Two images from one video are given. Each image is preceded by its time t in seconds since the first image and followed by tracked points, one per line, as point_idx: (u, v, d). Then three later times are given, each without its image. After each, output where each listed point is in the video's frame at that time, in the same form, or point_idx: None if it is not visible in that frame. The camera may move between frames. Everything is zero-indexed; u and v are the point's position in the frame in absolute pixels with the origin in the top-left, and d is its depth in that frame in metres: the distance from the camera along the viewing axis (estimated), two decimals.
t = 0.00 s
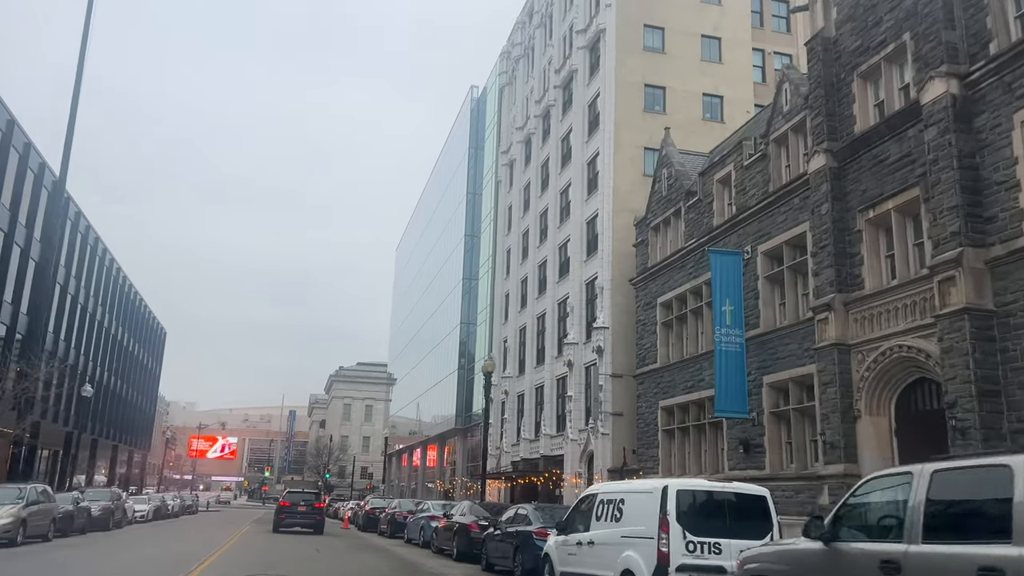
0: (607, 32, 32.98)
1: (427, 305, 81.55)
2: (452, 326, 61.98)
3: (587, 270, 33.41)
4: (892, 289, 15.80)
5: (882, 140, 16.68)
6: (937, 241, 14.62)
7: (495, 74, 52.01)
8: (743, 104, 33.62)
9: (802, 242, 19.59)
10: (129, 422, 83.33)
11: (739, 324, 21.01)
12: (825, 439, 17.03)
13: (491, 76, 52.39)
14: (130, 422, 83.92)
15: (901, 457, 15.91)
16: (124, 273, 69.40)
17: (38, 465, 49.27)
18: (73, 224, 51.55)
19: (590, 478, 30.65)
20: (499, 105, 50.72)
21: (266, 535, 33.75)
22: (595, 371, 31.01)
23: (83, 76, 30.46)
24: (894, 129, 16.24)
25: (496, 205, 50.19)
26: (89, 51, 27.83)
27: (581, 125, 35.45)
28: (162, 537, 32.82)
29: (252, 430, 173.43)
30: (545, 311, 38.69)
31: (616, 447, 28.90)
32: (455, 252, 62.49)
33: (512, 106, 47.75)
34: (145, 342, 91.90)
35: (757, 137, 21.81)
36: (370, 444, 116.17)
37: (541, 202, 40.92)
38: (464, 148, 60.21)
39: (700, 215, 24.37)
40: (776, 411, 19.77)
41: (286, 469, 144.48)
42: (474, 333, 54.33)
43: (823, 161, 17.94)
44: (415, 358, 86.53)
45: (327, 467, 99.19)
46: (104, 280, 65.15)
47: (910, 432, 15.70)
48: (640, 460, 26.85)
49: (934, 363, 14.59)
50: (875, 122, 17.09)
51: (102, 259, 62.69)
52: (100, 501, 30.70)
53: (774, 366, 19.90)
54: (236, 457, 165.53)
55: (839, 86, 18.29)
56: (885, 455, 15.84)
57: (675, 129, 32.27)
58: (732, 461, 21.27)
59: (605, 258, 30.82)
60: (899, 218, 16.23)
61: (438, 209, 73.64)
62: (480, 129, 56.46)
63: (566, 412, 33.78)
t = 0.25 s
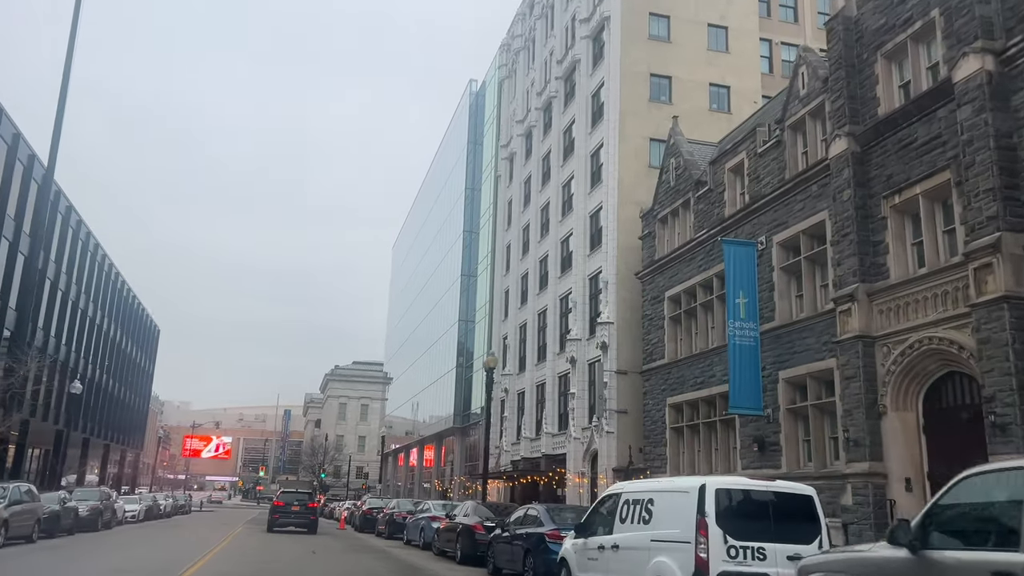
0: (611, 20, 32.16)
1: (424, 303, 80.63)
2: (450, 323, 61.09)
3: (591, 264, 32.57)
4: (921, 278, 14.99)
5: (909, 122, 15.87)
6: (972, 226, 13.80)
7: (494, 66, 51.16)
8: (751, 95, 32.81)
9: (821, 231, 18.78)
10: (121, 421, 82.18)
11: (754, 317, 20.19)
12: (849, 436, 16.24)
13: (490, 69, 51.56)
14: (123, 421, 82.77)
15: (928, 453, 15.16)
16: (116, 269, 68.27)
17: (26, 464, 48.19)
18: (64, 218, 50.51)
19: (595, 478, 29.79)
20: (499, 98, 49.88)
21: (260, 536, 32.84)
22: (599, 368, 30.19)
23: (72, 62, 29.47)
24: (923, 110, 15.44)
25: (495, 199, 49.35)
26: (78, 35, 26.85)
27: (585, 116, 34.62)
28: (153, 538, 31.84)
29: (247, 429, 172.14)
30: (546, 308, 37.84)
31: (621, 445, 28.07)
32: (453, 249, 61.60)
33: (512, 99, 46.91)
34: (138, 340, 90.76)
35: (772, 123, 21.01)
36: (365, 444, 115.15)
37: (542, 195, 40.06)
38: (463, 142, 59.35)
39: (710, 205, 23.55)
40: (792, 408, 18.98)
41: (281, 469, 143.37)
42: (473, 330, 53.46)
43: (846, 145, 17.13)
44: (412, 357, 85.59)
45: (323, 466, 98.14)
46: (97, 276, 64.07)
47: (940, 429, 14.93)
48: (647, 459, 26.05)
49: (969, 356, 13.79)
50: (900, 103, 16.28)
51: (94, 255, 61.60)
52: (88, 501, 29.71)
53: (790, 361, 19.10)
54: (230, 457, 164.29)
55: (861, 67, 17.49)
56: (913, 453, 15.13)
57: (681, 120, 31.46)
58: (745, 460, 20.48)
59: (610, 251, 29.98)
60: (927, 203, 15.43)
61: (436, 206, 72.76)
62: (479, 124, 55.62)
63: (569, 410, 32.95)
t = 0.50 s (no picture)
0: (615, 6, 31.24)
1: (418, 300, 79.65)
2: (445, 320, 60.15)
3: (593, 257, 31.66)
4: (955, 265, 14.10)
5: (940, 100, 14.97)
6: (1013, 208, 12.90)
7: (491, 58, 50.20)
8: (758, 84, 31.93)
9: (841, 218, 17.88)
10: (110, 419, 80.89)
11: (768, 309, 19.29)
12: (874, 434, 15.35)
13: (488, 61, 50.61)
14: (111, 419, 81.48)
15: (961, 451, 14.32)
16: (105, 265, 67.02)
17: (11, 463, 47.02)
18: (51, 211, 49.26)
19: (597, 477, 28.88)
20: (496, 90, 48.94)
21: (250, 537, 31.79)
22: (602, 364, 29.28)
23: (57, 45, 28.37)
24: (956, 87, 14.54)
25: (492, 194, 48.42)
26: (62, 15, 25.72)
27: (586, 105, 33.69)
28: (139, 539, 30.77)
29: (238, 429, 170.68)
30: (546, 303, 36.89)
31: (625, 444, 27.17)
32: (448, 245, 60.64)
33: (510, 91, 45.98)
34: (128, 338, 89.38)
35: (788, 107, 20.12)
36: (358, 443, 114.09)
37: (541, 188, 39.12)
38: (459, 136, 58.38)
39: (721, 193, 22.66)
40: (810, 404, 18.09)
41: (272, 468, 142.19)
42: (469, 327, 52.51)
43: (870, 126, 16.23)
44: (405, 355, 84.56)
45: (315, 466, 97.05)
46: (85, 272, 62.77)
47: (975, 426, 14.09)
48: (652, 458, 25.16)
49: (1010, 348, 12.91)
50: (929, 81, 15.39)
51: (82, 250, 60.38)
52: (71, 501, 28.62)
53: (808, 355, 18.23)
54: (221, 456, 162.90)
55: (886, 45, 16.58)
56: (946, 452, 14.29)
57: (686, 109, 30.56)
58: (758, 458, 19.59)
59: (613, 243, 29.06)
60: (960, 186, 14.54)
61: (431, 202, 71.77)
62: (475, 117, 54.66)
63: (569, 408, 32.02)
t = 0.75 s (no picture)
0: None
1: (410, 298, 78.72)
2: (439, 318, 59.28)
3: (593, 250, 30.85)
4: (986, 251, 13.34)
5: (969, 78, 14.20)
6: None
7: (487, 50, 49.40)
8: (762, 74, 31.18)
9: (858, 205, 17.12)
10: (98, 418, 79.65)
11: (781, 301, 18.50)
12: (897, 431, 14.58)
13: (484, 53, 49.79)
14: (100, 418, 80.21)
15: (993, 449, 13.61)
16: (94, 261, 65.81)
17: None
18: (39, 205, 48.12)
19: (598, 477, 28.08)
20: (493, 82, 48.12)
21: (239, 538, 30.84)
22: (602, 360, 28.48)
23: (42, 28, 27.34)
24: (987, 64, 13.78)
25: (488, 188, 47.59)
26: None
27: (586, 96, 32.89)
28: (124, 540, 29.78)
29: (228, 428, 169.29)
30: (543, 298, 36.07)
31: (627, 442, 26.37)
32: (442, 241, 59.75)
33: (507, 83, 45.14)
34: (117, 335, 88.08)
35: (801, 90, 19.35)
36: (350, 442, 113.07)
37: (539, 182, 38.28)
38: (454, 130, 57.52)
39: (729, 182, 21.87)
40: (825, 400, 17.31)
41: (263, 467, 141.11)
42: (463, 324, 51.65)
43: (893, 107, 15.45)
44: (397, 354, 83.64)
45: (306, 465, 96.09)
46: (74, 268, 61.64)
47: (1008, 422, 13.35)
48: (656, 456, 24.37)
49: None
50: (956, 59, 14.62)
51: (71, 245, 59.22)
52: (53, 500, 27.62)
53: (824, 348, 17.45)
54: (211, 455, 161.56)
55: (909, 22, 15.78)
56: (976, 449, 13.56)
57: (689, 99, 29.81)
58: (770, 456, 18.80)
59: (614, 236, 28.24)
60: (990, 168, 13.79)
61: (424, 198, 70.92)
62: (471, 110, 53.84)
63: (568, 405, 31.21)
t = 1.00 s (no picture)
0: None
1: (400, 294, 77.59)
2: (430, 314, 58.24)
3: (592, 242, 29.93)
4: None
5: (1004, 51, 13.34)
6: None
7: (481, 40, 48.45)
8: (765, 62, 30.33)
9: (878, 189, 16.25)
10: (82, 416, 78.08)
11: (795, 290, 17.63)
12: (924, 426, 13.70)
13: (478, 43, 48.80)
14: (83, 416, 78.64)
15: None
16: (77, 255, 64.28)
17: None
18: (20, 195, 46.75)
19: (596, 475, 27.17)
20: (487, 73, 47.14)
21: (224, 538, 29.75)
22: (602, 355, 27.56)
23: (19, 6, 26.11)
24: None
25: (482, 181, 46.61)
26: None
27: (584, 84, 31.97)
28: (103, 541, 28.59)
29: (215, 427, 167.61)
30: (539, 293, 35.12)
31: (627, 440, 25.47)
32: (433, 235, 58.70)
33: (501, 73, 44.18)
34: (101, 332, 86.44)
35: (816, 71, 18.49)
36: (338, 441, 111.81)
37: (535, 173, 37.35)
38: (446, 123, 56.50)
39: (737, 168, 20.99)
40: (842, 394, 16.45)
41: (250, 466, 139.59)
42: (455, 320, 50.67)
43: (919, 83, 14.59)
44: (387, 351, 82.51)
45: (293, 464, 94.76)
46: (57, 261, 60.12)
47: None
48: (658, 454, 23.49)
49: None
50: (988, 32, 13.76)
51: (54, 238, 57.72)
52: (29, 500, 26.41)
53: (841, 340, 16.59)
54: (197, 454, 159.73)
55: None
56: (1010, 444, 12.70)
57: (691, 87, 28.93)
58: (782, 454, 17.93)
59: (615, 226, 27.32)
60: None
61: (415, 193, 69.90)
62: (464, 102, 52.84)
63: (566, 402, 30.28)
